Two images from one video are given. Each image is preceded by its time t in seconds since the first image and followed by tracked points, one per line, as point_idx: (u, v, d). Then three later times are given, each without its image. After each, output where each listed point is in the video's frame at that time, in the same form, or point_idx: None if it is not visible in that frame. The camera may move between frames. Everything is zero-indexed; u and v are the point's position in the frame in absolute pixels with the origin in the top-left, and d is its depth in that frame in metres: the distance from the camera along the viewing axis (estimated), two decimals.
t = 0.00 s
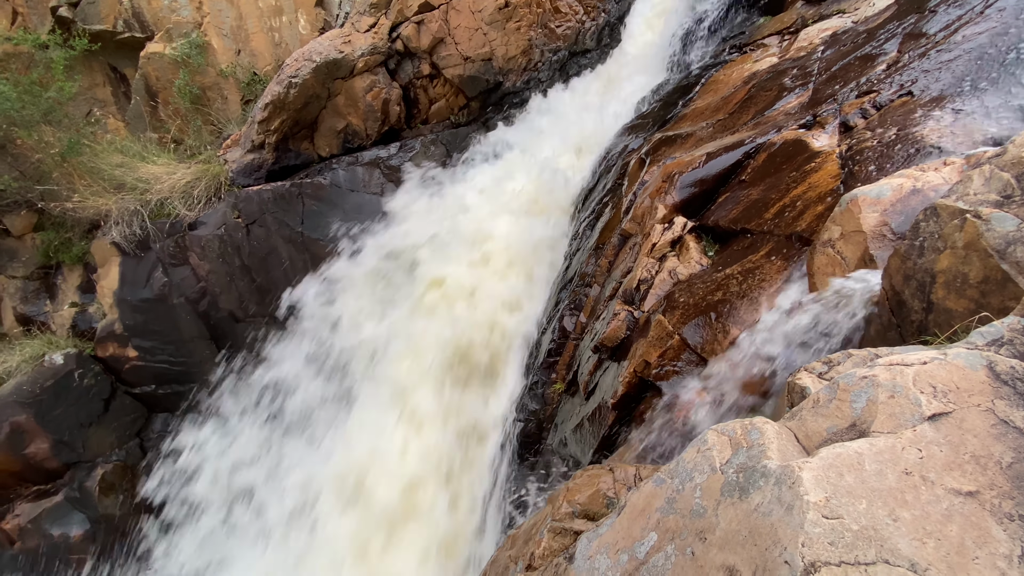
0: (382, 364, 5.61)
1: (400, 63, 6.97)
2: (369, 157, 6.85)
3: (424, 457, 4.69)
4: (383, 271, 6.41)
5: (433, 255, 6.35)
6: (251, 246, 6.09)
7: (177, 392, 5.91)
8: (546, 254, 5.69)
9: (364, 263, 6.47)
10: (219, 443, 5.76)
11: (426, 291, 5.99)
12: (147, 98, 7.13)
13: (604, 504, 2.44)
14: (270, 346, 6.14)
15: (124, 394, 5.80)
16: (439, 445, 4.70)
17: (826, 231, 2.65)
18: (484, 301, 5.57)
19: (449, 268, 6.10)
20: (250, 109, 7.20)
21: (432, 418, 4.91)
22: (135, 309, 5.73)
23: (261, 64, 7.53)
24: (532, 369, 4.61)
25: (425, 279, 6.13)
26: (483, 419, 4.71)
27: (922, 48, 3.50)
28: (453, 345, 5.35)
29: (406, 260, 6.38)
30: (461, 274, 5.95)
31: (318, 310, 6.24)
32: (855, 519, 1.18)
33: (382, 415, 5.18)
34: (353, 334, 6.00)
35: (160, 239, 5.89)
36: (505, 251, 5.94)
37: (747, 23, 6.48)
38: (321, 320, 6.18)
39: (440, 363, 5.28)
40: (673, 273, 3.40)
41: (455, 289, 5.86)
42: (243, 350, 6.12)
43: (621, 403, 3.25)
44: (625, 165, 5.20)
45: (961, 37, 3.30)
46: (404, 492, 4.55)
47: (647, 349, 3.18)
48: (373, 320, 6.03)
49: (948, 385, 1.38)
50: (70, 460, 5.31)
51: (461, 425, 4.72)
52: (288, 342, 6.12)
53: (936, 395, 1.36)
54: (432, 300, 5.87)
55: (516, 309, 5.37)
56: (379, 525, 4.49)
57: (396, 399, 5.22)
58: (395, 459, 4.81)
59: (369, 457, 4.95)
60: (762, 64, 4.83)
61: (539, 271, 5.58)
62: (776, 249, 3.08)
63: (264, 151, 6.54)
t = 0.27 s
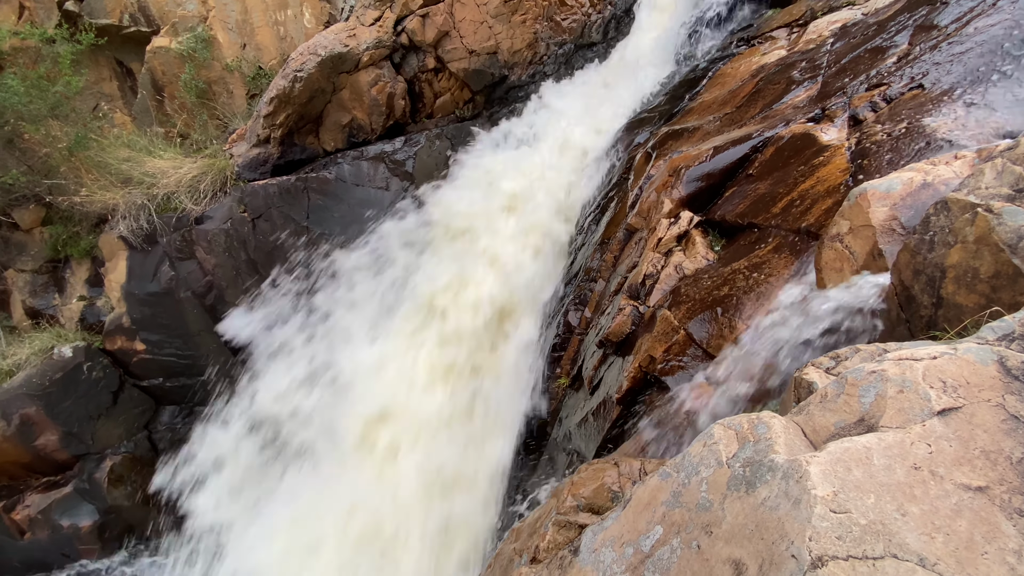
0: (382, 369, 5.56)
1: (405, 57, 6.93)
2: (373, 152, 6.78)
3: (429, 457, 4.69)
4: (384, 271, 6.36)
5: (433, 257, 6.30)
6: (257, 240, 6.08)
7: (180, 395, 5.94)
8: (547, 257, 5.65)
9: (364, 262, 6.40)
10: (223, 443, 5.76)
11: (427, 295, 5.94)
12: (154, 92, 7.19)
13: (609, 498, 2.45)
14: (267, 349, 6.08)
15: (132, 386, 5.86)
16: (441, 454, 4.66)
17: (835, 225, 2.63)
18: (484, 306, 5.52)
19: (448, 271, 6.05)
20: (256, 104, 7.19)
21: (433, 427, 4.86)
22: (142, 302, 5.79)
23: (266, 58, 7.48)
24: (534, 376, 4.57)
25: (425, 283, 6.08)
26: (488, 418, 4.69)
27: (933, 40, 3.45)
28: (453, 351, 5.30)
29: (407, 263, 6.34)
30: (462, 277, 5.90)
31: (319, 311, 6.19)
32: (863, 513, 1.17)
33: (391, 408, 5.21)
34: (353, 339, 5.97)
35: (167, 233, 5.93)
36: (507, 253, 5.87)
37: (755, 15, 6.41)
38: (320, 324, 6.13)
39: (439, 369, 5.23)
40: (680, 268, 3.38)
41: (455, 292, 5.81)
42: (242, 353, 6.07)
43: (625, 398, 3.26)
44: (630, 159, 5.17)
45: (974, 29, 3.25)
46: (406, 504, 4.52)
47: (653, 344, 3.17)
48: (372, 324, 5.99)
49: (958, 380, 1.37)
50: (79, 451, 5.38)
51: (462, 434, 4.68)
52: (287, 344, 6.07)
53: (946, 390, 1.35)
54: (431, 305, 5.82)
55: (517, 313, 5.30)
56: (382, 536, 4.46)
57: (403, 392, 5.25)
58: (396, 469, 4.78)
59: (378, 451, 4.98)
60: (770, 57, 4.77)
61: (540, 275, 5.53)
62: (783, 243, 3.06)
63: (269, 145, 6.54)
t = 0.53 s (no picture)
0: (382, 380, 5.51)
1: (411, 49, 6.87)
2: (379, 144, 6.89)
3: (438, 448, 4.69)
4: (389, 272, 6.41)
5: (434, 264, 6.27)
6: (264, 233, 6.14)
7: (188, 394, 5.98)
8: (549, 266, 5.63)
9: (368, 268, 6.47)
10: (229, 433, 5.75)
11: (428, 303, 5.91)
12: (161, 85, 7.18)
13: (615, 490, 2.45)
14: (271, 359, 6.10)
15: (142, 377, 5.89)
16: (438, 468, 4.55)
17: (846, 218, 2.61)
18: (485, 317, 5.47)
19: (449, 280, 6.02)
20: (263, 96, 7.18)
21: (431, 439, 4.79)
22: (151, 294, 5.80)
23: (273, 50, 7.50)
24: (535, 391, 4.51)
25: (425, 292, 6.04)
26: (496, 409, 4.67)
27: (949, 30, 3.39)
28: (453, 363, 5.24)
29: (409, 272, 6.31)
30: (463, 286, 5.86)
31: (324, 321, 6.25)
32: (875, 507, 1.17)
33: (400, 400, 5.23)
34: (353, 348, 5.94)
35: (175, 226, 5.95)
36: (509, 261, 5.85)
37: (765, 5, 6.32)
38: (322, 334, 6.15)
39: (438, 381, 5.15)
40: (687, 261, 3.36)
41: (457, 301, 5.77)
42: (248, 352, 6.13)
43: (631, 392, 3.25)
44: (638, 152, 5.14)
45: (990, 19, 3.19)
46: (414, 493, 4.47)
47: (659, 338, 3.16)
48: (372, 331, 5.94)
49: (972, 373, 1.36)
50: (91, 441, 5.44)
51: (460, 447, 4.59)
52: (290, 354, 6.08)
53: (960, 384, 1.34)
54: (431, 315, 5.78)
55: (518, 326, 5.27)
56: (374, 552, 4.29)
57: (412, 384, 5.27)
58: (392, 482, 4.66)
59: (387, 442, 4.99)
60: (780, 48, 4.71)
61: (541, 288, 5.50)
62: (792, 237, 3.04)
63: (276, 138, 6.55)
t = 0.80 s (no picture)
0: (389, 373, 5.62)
1: (417, 41, 6.84)
2: (385, 137, 6.81)
3: (445, 442, 4.82)
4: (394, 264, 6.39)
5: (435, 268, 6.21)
6: (271, 226, 6.15)
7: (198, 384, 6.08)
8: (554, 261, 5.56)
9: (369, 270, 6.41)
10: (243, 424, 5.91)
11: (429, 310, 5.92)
12: (168, 78, 7.22)
13: (621, 483, 2.45)
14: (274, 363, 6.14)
15: (150, 369, 5.90)
16: (441, 472, 4.68)
17: (856, 212, 2.58)
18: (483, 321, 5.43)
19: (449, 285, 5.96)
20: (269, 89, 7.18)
21: (438, 433, 4.90)
22: (159, 287, 5.84)
23: (278, 43, 7.39)
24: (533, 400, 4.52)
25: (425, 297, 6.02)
26: (501, 404, 4.79)
27: (962, 21, 3.33)
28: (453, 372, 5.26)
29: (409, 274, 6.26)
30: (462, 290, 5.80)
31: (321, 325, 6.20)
32: (886, 500, 1.17)
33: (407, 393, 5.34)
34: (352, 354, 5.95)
35: (182, 219, 5.99)
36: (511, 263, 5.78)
37: None
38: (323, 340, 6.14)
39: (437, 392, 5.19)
40: (694, 255, 3.34)
41: (456, 304, 5.73)
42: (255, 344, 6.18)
43: (636, 385, 3.24)
44: (645, 145, 5.10)
45: (1006, 9, 3.13)
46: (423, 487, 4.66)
47: (665, 332, 3.15)
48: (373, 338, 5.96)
49: (985, 367, 1.35)
50: (100, 432, 5.45)
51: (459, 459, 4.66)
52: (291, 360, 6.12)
53: (973, 377, 1.33)
54: (433, 316, 5.82)
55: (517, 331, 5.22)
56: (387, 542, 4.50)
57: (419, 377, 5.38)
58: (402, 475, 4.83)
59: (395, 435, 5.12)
60: (790, 40, 4.65)
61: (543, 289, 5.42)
62: (802, 231, 3.01)
63: (282, 131, 6.55)
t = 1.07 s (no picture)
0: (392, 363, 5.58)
1: (423, 32, 6.81)
2: (392, 130, 6.76)
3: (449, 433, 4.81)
4: (398, 254, 6.35)
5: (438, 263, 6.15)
6: (278, 218, 6.17)
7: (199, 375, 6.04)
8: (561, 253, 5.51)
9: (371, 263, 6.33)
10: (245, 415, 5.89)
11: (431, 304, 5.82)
12: (175, 70, 7.22)
13: (627, 475, 2.46)
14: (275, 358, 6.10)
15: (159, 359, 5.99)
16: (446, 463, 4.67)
17: (868, 204, 2.56)
18: (486, 317, 5.36)
19: (452, 281, 5.89)
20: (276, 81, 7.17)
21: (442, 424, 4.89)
22: (168, 278, 5.90)
23: (285, 34, 7.38)
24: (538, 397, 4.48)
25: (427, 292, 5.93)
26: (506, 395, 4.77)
27: (979, 11, 3.27)
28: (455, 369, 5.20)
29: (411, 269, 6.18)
30: (465, 286, 5.73)
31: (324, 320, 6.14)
32: (898, 493, 1.18)
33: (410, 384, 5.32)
34: (353, 351, 5.89)
35: (190, 210, 6.02)
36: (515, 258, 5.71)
37: None
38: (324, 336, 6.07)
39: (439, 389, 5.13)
40: (702, 249, 3.32)
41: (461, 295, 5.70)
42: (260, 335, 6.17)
43: (642, 378, 3.25)
44: (653, 137, 5.06)
45: None
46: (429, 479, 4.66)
47: (673, 325, 3.14)
48: (374, 334, 5.88)
49: (1000, 360, 1.35)
50: (110, 421, 5.53)
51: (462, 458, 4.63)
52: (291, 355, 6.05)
53: (988, 371, 1.34)
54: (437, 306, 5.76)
55: (521, 327, 5.15)
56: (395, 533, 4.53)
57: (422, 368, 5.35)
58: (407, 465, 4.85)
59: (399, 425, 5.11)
60: (802, 30, 4.58)
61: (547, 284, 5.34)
62: (812, 224, 2.98)
63: (289, 123, 6.56)
